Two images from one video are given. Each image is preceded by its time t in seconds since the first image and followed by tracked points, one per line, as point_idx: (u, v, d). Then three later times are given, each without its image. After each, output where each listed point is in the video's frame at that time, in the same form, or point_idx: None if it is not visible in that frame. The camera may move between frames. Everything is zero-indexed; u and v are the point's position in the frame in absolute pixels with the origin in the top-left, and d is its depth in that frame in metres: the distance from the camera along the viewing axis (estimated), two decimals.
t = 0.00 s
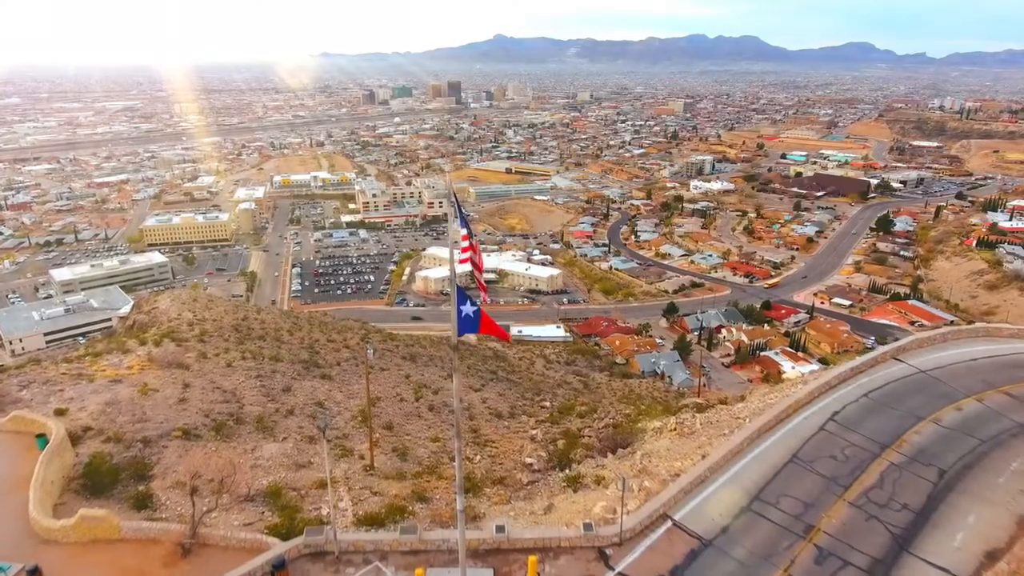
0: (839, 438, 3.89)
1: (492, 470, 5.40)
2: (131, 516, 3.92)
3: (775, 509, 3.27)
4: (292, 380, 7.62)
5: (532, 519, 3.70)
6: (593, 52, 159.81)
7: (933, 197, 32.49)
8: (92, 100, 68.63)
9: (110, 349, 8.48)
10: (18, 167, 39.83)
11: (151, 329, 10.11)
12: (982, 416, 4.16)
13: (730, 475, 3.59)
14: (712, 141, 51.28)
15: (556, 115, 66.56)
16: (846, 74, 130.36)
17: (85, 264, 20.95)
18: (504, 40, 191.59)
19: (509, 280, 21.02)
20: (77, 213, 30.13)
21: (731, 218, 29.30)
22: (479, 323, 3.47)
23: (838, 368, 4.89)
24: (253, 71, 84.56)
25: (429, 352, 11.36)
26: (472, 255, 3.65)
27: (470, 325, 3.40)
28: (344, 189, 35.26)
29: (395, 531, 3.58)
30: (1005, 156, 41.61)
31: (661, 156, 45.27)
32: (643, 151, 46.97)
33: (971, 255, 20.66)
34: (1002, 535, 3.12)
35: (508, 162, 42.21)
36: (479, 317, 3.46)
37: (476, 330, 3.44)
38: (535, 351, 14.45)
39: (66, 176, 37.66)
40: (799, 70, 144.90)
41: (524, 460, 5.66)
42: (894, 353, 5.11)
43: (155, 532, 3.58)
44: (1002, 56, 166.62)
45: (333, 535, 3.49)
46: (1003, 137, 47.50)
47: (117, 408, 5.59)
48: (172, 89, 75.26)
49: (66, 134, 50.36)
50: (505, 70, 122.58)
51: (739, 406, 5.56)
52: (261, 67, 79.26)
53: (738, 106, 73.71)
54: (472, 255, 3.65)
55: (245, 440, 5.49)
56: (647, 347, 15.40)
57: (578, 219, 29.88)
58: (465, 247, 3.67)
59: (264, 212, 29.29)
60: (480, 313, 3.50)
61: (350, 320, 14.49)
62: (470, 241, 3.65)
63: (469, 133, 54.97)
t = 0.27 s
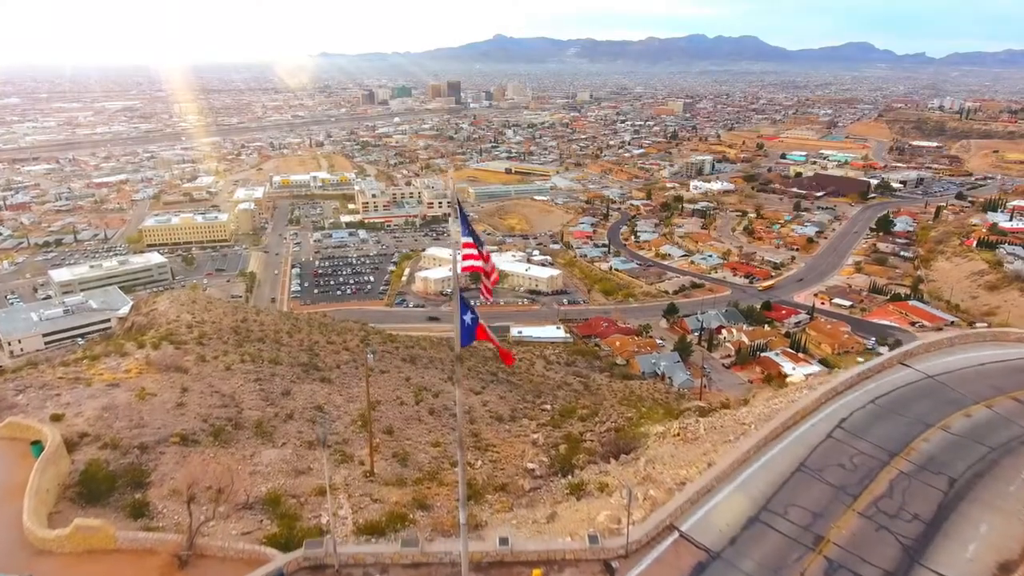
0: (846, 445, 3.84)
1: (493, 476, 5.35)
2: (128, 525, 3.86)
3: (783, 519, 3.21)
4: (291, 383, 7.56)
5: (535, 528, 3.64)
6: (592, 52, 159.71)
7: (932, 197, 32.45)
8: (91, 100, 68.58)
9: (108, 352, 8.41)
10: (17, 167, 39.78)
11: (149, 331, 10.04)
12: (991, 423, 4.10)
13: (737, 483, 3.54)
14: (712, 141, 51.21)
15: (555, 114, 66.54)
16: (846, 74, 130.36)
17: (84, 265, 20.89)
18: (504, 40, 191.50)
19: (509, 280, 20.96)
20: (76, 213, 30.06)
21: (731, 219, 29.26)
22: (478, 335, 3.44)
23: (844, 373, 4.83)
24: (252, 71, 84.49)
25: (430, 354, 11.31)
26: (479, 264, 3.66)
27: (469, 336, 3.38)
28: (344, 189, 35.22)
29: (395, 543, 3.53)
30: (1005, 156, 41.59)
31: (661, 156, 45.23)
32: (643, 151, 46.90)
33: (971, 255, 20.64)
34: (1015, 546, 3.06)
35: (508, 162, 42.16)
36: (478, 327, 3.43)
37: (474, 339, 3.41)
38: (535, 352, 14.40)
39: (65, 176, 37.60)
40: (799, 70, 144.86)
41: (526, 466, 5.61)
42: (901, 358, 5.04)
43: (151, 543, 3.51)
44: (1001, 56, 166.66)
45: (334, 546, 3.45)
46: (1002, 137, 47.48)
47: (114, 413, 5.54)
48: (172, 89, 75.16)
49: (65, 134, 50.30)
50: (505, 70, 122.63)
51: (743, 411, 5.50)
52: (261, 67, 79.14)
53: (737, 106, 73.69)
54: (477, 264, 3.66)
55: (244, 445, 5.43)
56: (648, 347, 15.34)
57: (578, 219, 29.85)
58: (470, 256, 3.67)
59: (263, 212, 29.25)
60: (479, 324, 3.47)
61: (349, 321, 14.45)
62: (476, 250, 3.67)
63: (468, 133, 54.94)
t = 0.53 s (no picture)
0: (854, 453, 3.78)
1: (495, 482, 5.30)
2: (125, 535, 3.81)
3: (792, 531, 3.15)
4: (290, 387, 7.49)
5: (538, 537, 3.59)
6: (592, 52, 159.64)
7: (932, 198, 32.37)
8: (91, 100, 68.48)
9: (106, 354, 8.36)
10: (16, 167, 39.72)
11: (147, 333, 9.98)
12: (999, 431, 4.04)
13: (744, 493, 3.48)
14: (712, 141, 51.11)
15: (555, 114, 66.49)
16: (846, 74, 130.32)
17: (84, 265, 20.83)
18: (504, 40, 191.30)
19: (509, 281, 20.90)
20: (75, 213, 29.99)
21: (732, 219, 29.19)
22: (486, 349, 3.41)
23: (852, 380, 4.76)
24: (251, 70, 84.45)
25: (430, 356, 11.23)
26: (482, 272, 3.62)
27: (476, 350, 3.34)
28: (344, 189, 35.15)
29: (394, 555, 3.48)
30: (1005, 156, 41.54)
31: (661, 156, 45.17)
32: (643, 151, 46.82)
33: (972, 255, 20.60)
34: None
35: (508, 162, 42.09)
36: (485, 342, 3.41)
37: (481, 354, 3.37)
38: (534, 353, 14.32)
39: (65, 176, 37.53)
40: (798, 70, 144.83)
41: (527, 472, 5.55)
42: (908, 364, 4.99)
43: (147, 554, 3.45)
44: (1001, 56, 166.67)
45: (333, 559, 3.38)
46: (1002, 137, 47.43)
47: (111, 419, 5.47)
48: (171, 88, 75.06)
49: (65, 134, 50.24)
50: (505, 70, 122.65)
51: (748, 417, 5.44)
52: (260, 67, 78.97)
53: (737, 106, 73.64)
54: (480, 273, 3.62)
55: (243, 450, 5.37)
56: (648, 348, 15.29)
57: (578, 219, 29.79)
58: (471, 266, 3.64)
59: (263, 212, 29.18)
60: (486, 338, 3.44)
61: (350, 322, 14.39)
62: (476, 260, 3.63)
63: (468, 133, 54.89)
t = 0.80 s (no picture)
0: (862, 463, 3.72)
1: (496, 489, 5.25)
2: (121, 547, 3.76)
3: (799, 543, 3.10)
4: (290, 391, 7.43)
5: (539, 548, 3.54)
6: (591, 52, 159.60)
7: (932, 198, 32.32)
8: (90, 99, 68.37)
9: (103, 358, 8.28)
10: (16, 167, 39.64)
11: (146, 336, 9.92)
12: (1007, 439, 3.98)
13: (749, 504, 3.43)
14: (712, 141, 51.02)
15: (554, 114, 66.45)
16: (845, 74, 130.32)
17: (83, 266, 20.75)
18: (503, 40, 191.23)
19: (509, 281, 20.83)
20: (74, 214, 29.91)
21: (732, 219, 29.13)
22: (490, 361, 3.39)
23: (858, 386, 4.70)
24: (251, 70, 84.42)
25: (430, 357, 11.16)
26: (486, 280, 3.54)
27: (480, 363, 3.32)
28: (343, 189, 35.10)
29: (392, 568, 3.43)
30: (1005, 156, 41.51)
31: (660, 156, 45.12)
32: (642, 151, 46.76)
33: (972, 256, 20.57)
34: None
35: (508, 162, 42.02)
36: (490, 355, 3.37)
37: (487, 366, 3.35)
38: (534, 354, 14.26)
39: (64, 176, 37.44)
40: (798, 70, 144.84)
41: (529, 478, 5.51)
42: (914, 370, 4.93)
43: (142, 567, 3.39)
44: (1000, 56, 166.80)
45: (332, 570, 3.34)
46: (1002, 137, 47.41)
47: (108, 424, 5.42)
48: (170, 88, 74.98)
49: (64, 134, 50.18)
50: (504, 70, 122.75)
51: (751, 422, 5.39)
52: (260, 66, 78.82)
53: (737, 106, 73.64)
54: (485, 281, 3.54)
55: (241, 457, 5.31)
56: (648, 349, 15.24)
57: (578, 219, 29.73)
58: (478, 272, 3.56)
59: (262, 213, 29.09)
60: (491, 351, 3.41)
61: (349, 324, 14.28)
62: (484, 268, 3.57)
63: (467, 133, 54.83)
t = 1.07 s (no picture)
0: (870, 476, 3.66)
1: (497, 500, 5.19)
2: (115, 563, 3.69)
3: (808, 561, 3.02)
4: (288, 399, 7.36)
5: (542, 564, 3.48)
6: (590, 54, 159.90)
7: (931, 201, 32.31)
8: (89, 102, 68.34)
9: (100, 364, 8.21)
10: (15, 170, 39.57)
11: (144, 342, 9.86)
12: (1017, 451, 3.92)
13: (756, 519, 3.36)
14: (711, 144, 50.99)
15: (553, 117, 66.49)
16: (845, 77, 130.56)
17: (81, 270, 20.69)
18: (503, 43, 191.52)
19: (508, 285, 20.74)
20: (73, 217, 29.86)
21: (732, 222, 29.08)
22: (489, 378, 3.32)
23: (863, 397, 4.65)
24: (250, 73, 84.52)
25: (430, 363, 11.08)
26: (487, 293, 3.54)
27: (482, 380, 3.28)
28: (342, 192, 35.06)
29: None
30: (1004, 159, 41.55)
31: (660, 159, 45.14)
32: (642, 154, 46.76)
33: (972, 259, 20.54)
34: None
35: (507, 166, 41.99)
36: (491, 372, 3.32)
37: (485, 384, 3.30)
38: (534, 358, 14.17)
39: (63, 180, 37.39)
40: (796, 73, 145.16)
41: (531, 489, 5.44)
42: (920, 380, 4.87)
43: None
44: (998, 59, 167.32)
45: None
46: (1001, 140, 47.47)
47: (104, 434, 5.35)
48: (169, 90, 74.94)
49: (63, 138, 50.17)
50: (503, 73, 122.98)
51: (755, 432, 5.33)
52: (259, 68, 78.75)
53: (736, 109, 73.74)
54: (484, 294, 3.51)
55: (238, 468, 5.25)
56: (649, 353, 15.16)
57: (577, 223, 29.66)
58: (476, 287, 3.54)
59: (261, 216, 29.03)
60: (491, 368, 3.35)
61: (349, 329, 14.20)
62: (482, 281, 3.55)
63: (467, 136, 54.85)
